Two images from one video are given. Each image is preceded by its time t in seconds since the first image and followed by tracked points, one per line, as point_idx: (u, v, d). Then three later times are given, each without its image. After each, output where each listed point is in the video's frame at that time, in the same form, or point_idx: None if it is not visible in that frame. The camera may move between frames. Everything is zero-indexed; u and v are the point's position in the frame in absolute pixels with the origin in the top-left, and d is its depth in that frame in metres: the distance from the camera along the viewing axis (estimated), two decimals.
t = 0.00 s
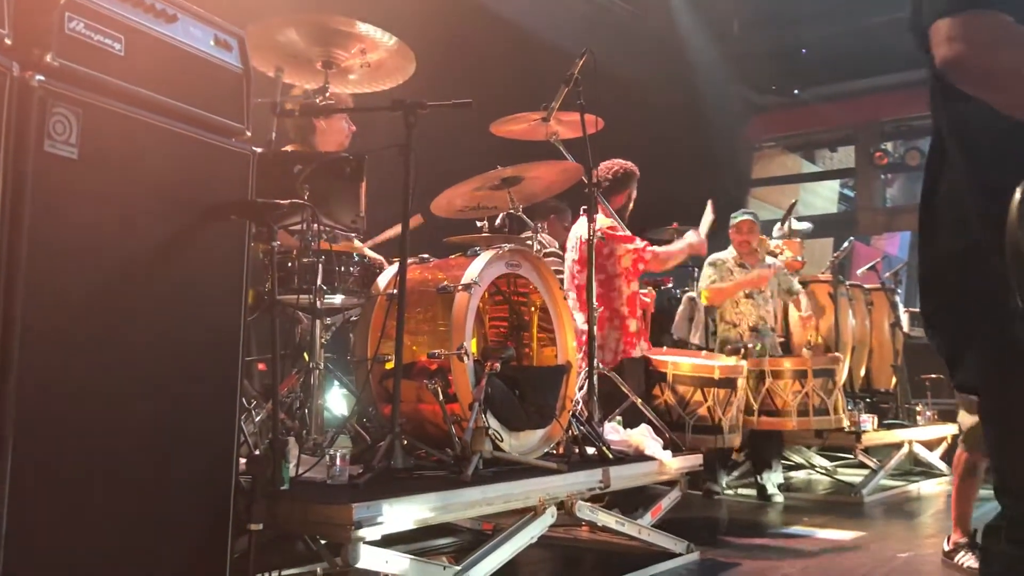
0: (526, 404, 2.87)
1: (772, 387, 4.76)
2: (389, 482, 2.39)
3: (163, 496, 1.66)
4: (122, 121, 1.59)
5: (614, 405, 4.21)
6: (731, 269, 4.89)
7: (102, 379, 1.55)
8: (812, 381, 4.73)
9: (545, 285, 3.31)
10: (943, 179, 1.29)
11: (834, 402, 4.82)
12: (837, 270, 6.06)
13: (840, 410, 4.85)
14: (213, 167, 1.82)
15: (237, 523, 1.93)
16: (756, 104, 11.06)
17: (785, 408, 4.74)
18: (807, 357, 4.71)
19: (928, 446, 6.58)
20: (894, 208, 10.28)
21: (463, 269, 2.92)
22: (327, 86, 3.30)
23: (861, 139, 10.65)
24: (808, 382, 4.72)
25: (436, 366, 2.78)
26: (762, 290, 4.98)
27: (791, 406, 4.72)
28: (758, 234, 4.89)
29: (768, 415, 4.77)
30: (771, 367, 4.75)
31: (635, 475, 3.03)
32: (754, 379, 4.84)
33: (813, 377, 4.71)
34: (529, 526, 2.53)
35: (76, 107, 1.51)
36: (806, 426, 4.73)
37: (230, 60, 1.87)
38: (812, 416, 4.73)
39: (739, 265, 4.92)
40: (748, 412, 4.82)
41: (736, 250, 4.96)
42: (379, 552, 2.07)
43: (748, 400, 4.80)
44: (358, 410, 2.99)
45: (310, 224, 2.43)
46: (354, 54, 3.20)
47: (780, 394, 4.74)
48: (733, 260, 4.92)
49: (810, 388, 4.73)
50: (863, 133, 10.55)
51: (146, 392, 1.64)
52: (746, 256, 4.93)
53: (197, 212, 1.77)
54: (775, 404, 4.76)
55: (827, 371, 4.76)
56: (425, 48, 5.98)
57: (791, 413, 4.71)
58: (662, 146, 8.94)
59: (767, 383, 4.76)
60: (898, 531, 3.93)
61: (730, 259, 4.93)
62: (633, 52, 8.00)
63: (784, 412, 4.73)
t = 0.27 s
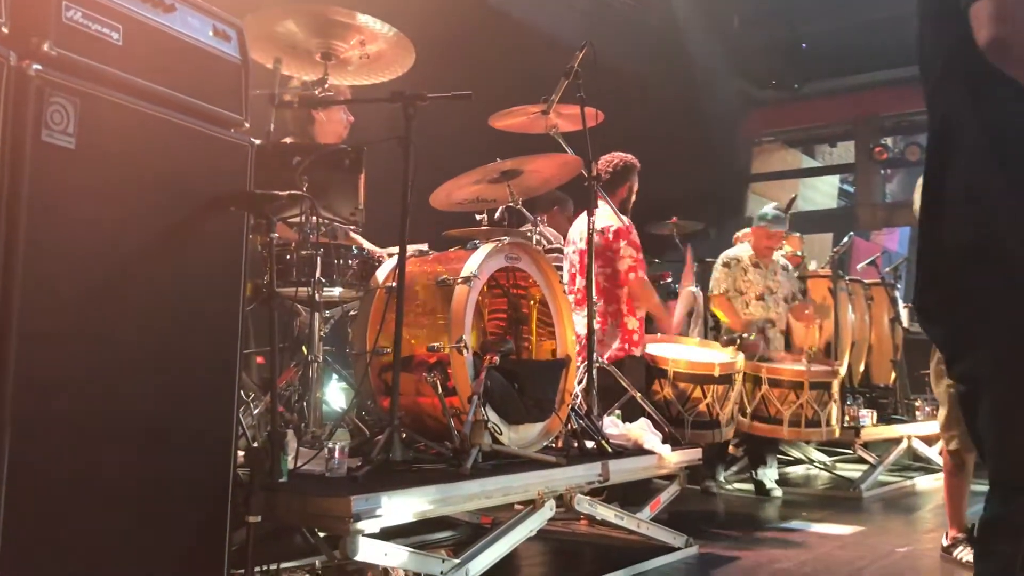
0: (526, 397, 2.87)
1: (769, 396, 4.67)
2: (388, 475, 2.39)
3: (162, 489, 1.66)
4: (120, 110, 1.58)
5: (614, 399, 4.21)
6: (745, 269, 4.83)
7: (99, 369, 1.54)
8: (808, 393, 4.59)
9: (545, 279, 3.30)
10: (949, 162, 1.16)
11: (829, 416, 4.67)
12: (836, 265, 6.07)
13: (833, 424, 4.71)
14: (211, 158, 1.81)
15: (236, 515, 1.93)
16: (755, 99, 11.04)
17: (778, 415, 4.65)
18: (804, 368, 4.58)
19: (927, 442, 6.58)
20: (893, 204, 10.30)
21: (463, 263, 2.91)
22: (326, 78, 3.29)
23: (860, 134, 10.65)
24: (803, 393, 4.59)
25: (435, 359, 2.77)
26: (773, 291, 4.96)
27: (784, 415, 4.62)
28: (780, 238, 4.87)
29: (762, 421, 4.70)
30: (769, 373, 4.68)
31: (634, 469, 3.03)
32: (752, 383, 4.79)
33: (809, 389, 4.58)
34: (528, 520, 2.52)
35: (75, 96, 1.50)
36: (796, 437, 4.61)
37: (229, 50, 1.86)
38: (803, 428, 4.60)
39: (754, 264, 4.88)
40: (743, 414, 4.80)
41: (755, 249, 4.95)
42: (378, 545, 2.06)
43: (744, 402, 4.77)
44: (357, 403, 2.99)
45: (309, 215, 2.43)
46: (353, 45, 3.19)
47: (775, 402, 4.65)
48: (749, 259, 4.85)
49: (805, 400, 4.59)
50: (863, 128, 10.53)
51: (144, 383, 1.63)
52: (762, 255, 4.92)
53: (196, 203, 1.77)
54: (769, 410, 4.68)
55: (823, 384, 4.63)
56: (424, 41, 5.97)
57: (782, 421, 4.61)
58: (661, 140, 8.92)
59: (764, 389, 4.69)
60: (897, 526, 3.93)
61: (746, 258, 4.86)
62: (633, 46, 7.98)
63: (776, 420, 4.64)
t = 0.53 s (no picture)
0: (524, 390, 2.86)
1: (771, 388, 4.64)
2: (385, 467, 2.39)
3: (160, 480, 1.66)
4: (119, 100, 1.58)
5: (611, 393, 4.21)
6: (746, 253, 5.04)
7: (97, 359, 1.54)
8: (810, 384, 4.59)
9: (543, 272, 3.30)
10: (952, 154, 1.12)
11: (831, 406, 4.67)
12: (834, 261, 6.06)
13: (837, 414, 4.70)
14: (211, 148, 1.81)
15: (233, 505, 1.93)
16: (755, 94, 11.04)
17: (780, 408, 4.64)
18: (805, 358, 4.58)
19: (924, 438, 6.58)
20: (892, 201, 10.26)
21: (461, 255, 2.90)
22: (325, 68, 3.27)
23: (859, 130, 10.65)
24: (805, 384, 4.58)
25: (433, 351, 2.77)
26: (773, 282, 5.03)
27: (787, 407, 4.61)
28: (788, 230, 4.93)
29: (765, 415, 4.68)
30: (770, 367, 4.66)
31: (631, 463, 3.03)
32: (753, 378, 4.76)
33: (811, 380, 4.58)
34: (525, 512, 2.52)
35: (73, 85, 1.49)
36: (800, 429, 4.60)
37: (228, 40, 1.86)
38: (807, 419, 4.59)
39: (759, 252, 5.03)
40: (744, 409, 4.77)
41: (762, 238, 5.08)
42: (374, 536, 2.06)
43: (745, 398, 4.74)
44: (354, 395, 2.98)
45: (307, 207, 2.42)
46: (352, 35, 3.18)
47: (778, 395, 4.63)
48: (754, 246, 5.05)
49: (807, 391, 4.59)
50: (862, 124, 10.53)
51: (142, 374, 1.63)
52: (769, 245, 5.05)
53: (195, 193, 1.76)
54: (772, 404, 4.66)
55: (825, 374, 4.63)
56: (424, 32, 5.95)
57: (786, 414, 4.60)
58: (660, 135, 8.92)
59: (765, 384, 4.67)
60: (892, 522, 3.94)
61: (751, 244, 5.05)
62: (633, 39, 7.96)
63: (779, 413, 4.62)
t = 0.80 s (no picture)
0: (523, 384, 2.86)
1: (772, 395, 4.64)
2: (383, 460, 2.39)
3: (160, 471, 1.66)
4: (120, 89, 1.57)
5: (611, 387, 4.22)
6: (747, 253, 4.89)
7: (96, 348, 1.53)
8: (810, 393, 4.60)
9: (544, 266, 3.30)
10: (954, 155, 1.16)
11: (830, 413, 4.69)
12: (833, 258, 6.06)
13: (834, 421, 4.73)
14: (212, 139, 1.80)
15: (231, 497, 1.93)
16: (756, 89, 11.02)
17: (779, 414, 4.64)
18: (807, 368, 4.57)
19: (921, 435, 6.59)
20: (892, 198, 10.26)
21: (462, 249, 2.90)
22: (326, 60, 3.27)
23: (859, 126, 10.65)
24: (805, 393, 4.59)
25: (433, 344, 2.77)
26: (772, 282, 4.96)
27: (786, 414, 4.61)
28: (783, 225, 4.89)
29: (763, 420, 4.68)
30: (771, 374, 4.64)
31: (630, 458, 3.03)
32: (753, 381, 4.76)
33: (811, 389, 4.59)
34: (524, 506, 2.52)
35: (75, 74, 1.49)
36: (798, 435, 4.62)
37: (231, 31, 1.85)
38: (806, 427, 4.61)
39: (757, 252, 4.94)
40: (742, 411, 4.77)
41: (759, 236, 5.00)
42: (373, 529, 2.06)
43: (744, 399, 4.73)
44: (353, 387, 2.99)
45: (308, 198, 2.41)
46: (354, 27, 3.17)
47: (778, 402, 4.63)
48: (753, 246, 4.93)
49: (807, 399, 4.60)
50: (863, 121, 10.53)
51: (142, 365, 1.63)
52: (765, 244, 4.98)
53: (195, 183, 1.76)
54: (771, 409, 4.66)
55: (826, 383, 4.64)
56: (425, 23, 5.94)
57: (785, 420, 4.61)
58: (660, 129, 8.91)
59: (766, 390, 4.66)
60: (889, 518, 3.94)
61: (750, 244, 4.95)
62: (634, 33, 7.95)
63: (778, 419, 4.62)
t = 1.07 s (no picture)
0: (525, 379, 2.87)
1: (773, 369, 4.68)
2: (386, 455, 2.40)
3: (165, 467, 1.67)
4: (125, 85, 1.58)
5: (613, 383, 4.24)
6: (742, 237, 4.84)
7: (101, 343, 1.54)
8: (810, 363, 4.65)
9: (546, 262, 3.30)
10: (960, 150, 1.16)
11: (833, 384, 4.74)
12: (833, 255, 6.07)
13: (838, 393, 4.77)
14: (216, 135, 1.80)
15: (235, 492, 1.93)
16: (756, 86, 11.04)
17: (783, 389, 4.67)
18: (806, 339, 4.62)
19: (920, 432, 6.61)
20: (893, 195, 10.28)
21: (464, 245, 2.91)
22: (330, 56, 3.27)
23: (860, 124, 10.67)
24: (806, 364, 4.64)
25: (435, 340, 2.77)
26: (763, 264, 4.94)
27: (789, 387, 4.65)
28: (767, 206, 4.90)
29: (767, 397, 4.70)
30: (769, 349, 4.69)
31: (631, 455, 3.04)
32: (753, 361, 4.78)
33: (812, 360, 4.64)
34: (526, 501, 2.53)
35: (81, 70, 1.49)
36: (804, 409, 4.65)
37: (235, 27, 1.85)
38: (810, 398, 4.65)
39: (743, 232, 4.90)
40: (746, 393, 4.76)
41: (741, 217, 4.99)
42: (376, 524, 2.07)
43: (746, 380, 4.74)
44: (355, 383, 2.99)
45: (312, 194, 2.42)
46: (357, 23, 3.18)
47: (779, 376, 4.67)
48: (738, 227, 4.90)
49: (809, 369, 4.66)
50: (864, 118, 10.54)
51: (147, 363, 1.63)
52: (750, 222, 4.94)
53: (199, 179, 1.76)
54: (773, 386, 4.69)
55: (826, 352, 4.69)
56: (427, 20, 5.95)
57: (789, 395, 4.64)
58: (662, 126, 8.92)
59: (766, 365, 4.69)
60: (889, 515, 3.96)
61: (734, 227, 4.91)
62: (636, 30, 7.96)
63: (782, 394, 4.65)
